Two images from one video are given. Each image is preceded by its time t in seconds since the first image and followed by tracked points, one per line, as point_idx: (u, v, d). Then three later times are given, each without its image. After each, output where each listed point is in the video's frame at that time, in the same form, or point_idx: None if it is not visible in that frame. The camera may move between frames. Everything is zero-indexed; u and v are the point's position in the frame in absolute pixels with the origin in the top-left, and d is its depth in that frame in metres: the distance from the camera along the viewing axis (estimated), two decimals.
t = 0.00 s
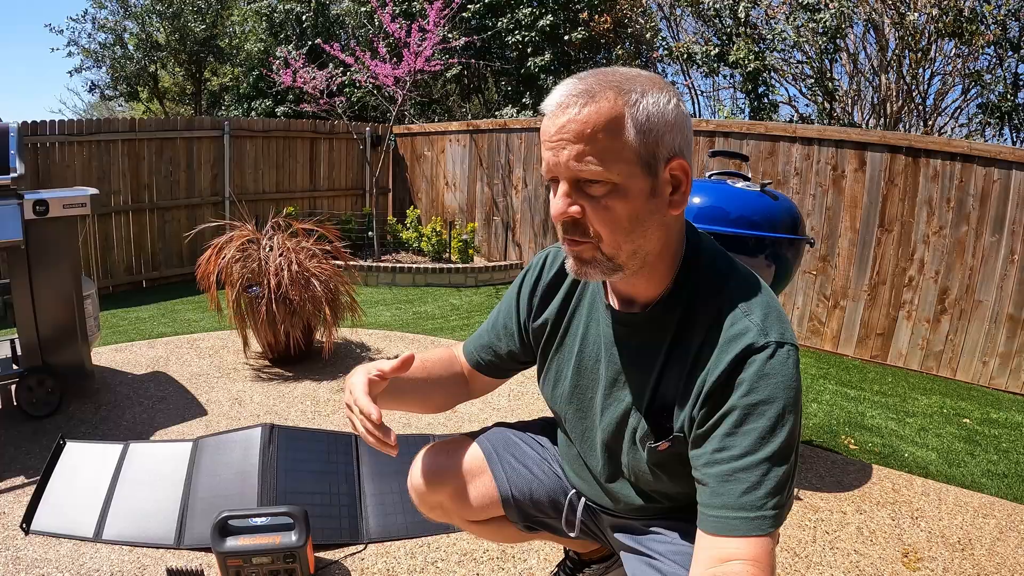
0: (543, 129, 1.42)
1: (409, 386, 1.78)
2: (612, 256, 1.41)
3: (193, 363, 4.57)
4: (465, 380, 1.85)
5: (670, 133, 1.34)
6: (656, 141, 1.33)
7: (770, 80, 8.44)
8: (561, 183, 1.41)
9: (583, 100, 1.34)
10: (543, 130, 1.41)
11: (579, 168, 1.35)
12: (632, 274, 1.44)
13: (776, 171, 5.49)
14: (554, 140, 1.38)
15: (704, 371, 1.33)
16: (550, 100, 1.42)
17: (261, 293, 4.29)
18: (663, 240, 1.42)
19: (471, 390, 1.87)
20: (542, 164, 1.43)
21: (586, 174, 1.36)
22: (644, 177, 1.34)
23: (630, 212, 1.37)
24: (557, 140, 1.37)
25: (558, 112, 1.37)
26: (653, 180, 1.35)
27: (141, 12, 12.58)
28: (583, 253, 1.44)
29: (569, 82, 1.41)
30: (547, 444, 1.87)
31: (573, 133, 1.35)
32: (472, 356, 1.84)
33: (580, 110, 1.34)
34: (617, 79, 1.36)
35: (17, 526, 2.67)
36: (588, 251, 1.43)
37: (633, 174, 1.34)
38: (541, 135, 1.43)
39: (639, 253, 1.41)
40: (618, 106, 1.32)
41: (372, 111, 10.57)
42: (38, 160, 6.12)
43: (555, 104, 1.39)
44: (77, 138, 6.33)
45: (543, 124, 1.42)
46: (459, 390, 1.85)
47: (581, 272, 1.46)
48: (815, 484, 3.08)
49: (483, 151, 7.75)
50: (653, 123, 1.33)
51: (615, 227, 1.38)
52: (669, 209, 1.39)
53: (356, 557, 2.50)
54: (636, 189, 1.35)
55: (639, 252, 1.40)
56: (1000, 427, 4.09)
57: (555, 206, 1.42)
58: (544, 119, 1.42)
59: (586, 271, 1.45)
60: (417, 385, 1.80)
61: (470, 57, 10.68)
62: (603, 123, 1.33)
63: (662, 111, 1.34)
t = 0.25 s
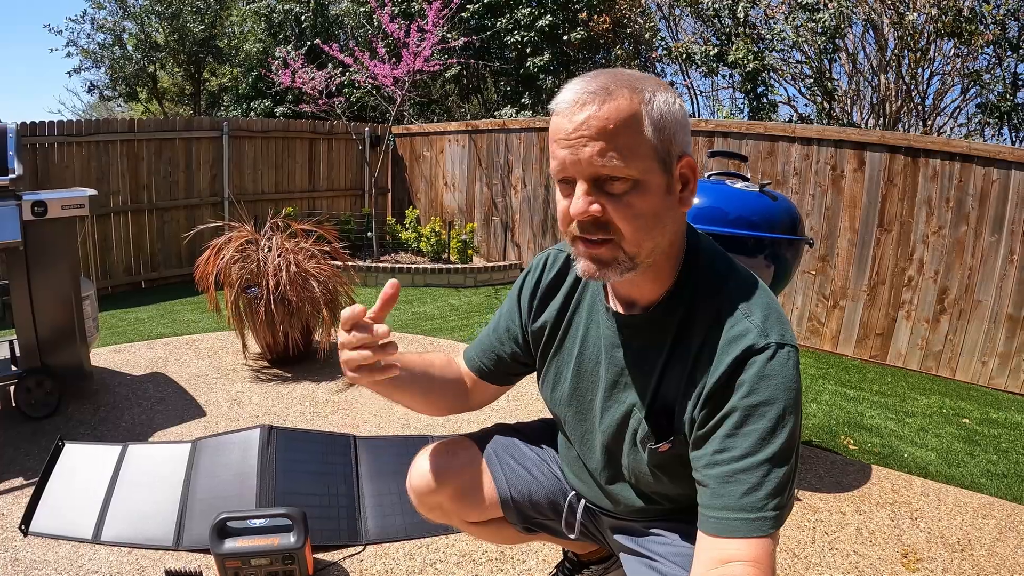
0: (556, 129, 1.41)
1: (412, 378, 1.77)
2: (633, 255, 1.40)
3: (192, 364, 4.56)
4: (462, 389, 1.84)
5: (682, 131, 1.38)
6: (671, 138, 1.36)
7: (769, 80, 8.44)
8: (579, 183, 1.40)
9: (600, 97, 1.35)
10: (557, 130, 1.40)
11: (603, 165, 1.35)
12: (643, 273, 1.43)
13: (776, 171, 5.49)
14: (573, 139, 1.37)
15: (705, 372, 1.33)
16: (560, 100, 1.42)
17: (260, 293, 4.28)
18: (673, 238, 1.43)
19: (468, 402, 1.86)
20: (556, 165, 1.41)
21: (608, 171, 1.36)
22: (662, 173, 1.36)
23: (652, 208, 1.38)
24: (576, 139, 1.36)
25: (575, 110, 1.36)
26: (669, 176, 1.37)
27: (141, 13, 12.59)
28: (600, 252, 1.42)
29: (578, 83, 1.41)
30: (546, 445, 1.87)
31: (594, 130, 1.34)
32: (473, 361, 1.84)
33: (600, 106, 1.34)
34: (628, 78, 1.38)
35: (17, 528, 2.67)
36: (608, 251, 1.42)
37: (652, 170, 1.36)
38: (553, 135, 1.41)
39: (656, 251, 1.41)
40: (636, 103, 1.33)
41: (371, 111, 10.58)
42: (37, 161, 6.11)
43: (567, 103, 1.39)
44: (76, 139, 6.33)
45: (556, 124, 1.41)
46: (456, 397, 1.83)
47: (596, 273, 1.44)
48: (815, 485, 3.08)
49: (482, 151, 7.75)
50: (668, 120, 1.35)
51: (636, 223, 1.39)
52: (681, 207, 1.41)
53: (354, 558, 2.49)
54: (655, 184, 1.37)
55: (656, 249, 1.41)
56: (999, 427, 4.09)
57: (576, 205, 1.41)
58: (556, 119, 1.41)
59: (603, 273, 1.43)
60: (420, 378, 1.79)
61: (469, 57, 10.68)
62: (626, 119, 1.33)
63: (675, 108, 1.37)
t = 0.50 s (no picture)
0: (582, 121, 1.40)
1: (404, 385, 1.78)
2: (657, 250, 1.38)
3: (191, 365, 4.56)
4: (460, 394, 1.85)
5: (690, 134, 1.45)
6: (686, 140, 1.42)
7: (768, 80, 8.44)
8: (606, 176, 1.39)
9: (628, 91, 1.38)
10: (581, 122, 1.40)
11: (634, 155, 1.36)
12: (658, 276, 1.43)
13: (775, 171, 5.48)
14: (601, 129, 1.38)
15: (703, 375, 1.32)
16: (583, 95, 1.42)
17: (258, 295, 4.28)
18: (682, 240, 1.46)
19: (467, 406, 1.86)
20: (581, 156, 1.40)
21: (640, 162, 1.37)
22: (682, 169, 1.41)
23: (675, 203, 1.40)
24: (608, 128, 1.36)
25: (605, 102, 1.38)
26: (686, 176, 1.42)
27: (139, 13, 12.59)
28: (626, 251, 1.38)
29: (595, 81, 1.44)
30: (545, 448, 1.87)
31: (628, 119, 1.36)
32: (473, 365, 1.84)
33: (631, 97, 1.37)
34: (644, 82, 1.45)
35: (15, 530, 2.67)
36: (634, 248, 1.38)
37: (675, 165, 1.40)
38: (576, 128, 1.41)
39: (674, 251, 1.42)
40: (660, 99, 1.39)
41: (370, 112, 10.60)
42: (36, 162, 6.11)
43: (594, 95, 1.40)
44: (75, 140, 6.33)
45: (579, 117, 1.40)
46: (455, 402, 1.84)
47: (620, 274, 1.40)
48: (813, 486, 3.08)
49: (481, 152, 7.75)
50: (682, 123, 1.43)
51: (663, 217, 1.39)
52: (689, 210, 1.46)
53: (352, 560, 2.49)
54: (677, 179, 1.40)
55: (676, 246, 1.41)
56: (998, 427, 4.09)
57: (608, 198, 1.37)
58: (581, 113, 1.41)
59: (628, 271, 1.39)
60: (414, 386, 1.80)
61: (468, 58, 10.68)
62: (653, 113, 1.37)
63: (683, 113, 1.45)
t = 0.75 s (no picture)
0: (584, 125, 1.39)
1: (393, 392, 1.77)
2: (659, 254, 1.40)
3: (190, 365, 4.56)
4: (456, 395, 1.85)
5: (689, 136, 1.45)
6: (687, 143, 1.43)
7: (766, 80, 8.44)
8: (609, 180, 1.39)
9: (631, 95, 1.38)
10: (583, 125, 1.39)
11: (636, 160, 1.36)
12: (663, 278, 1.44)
13: (773, 172, 5.49)
14: (604, 134, 1.37)
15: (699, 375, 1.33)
16: (585, 98, 1.42)
17: (257, 295, 4.28)
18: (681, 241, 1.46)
19: (464, 406, 1.87)
20: (584, 160, 1.39)
21: (642, 166, 1.37)
22: (683, 172, 1.42)
23: (676, 208, 1.40)
24: (612, 132, 1.36)
25: (607, 106, 1.37)
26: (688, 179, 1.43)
27: (138, 14, 12.60)
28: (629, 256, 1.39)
29: (596, 83, 1.44)
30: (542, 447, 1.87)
31: (633, 122, 1.36)
32: (473, 363, 1.84)
33: (634, 102, 1.37)
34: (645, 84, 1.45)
35: (14, 530, 2.67)
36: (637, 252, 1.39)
37: (677, 169, 1.40)
38: (578, 131, 1.40)
39: (675, 253, 1.43)
40: (660, 103, 1.39)
41: (369, 112, 10.60)
42: (35, 162, 6.10)
43: (596, 99, 1.40)
44: (74, 140, 6.32)
45: (581, 121, 1.40)
46: (450, 404, 1.85)
47: (623, 279, 1.41)
48: (811, 486, 3.08)
49: (480, 152, 7.75)
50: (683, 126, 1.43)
51: (666, 222, 1.39)
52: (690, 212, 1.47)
53: (351, 560, 2.50)
54: (678, 183, 1.41)
55: (676, 249, 1.42)
56: (996, 427, 4.09)
57: (611, 203, 1.37)
58: (582, 116, 1.40)
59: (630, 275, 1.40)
60: (405, 392, 1.80)
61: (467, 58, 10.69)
62: (655, 117, 1.38)
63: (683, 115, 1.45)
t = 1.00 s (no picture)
0: (581, 129, 1.38)
1: (392, 422, 1.80)
2: (653, 258, 1.40)
3: (188, 365, 4.56)
4: (458, 402, 1.85)
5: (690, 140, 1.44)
6: (686, 146, 1.41)
7: (765, 81, 8.45)
8: (604, 186, 1.39)
9: (630, 99, 1.36)
10: (579, 130, 1.39)
11: (631, 167, 1.36)
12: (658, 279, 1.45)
13: (772, 172, 5.49)
14: (599, 139, 1.37)
15: (697, 374, 1.33)
16: (583, 100, 1.40)
17: (255, 295, 4.28)
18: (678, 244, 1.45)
19: (466, 411, 1.87)
20: (579, 165, 1.39)
21: (638, 172, 1.36)
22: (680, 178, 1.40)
23: (671, 214, 1.40)
24: (608, 139, 1.36)
25: (605, 110, 1.36)
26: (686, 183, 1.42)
27: (137, 14, 12.60)
28: (621, 259, 1.40)
29: (596, 85, 1.42)
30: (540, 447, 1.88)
31: (630, 129, 1.34)
32: (474, 366, 1.83)
33: (632, 107, 1.35)
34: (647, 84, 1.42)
35: (12, 529, 2.67)
36: (629, 256, 1.40)
37: (673, 175, 1.39)
38: (575, 135, 1.40)
39: (670, 255, 1.43)
40: (659, 108, 1.37)
41: (368, 112, 10.62)
42: (34, 162, 6.10)
43: (594, 102, 1.38)
44: (73, 140, 6.32)
45: (577, 124, 1.39)
46: (452, 411, 1.85)
47: (613, 280, 1.42)
48: (810, 485, 3.09)
49: (479, 152, 7.76)
50: (683, 128, 1.41)
51: (659, 228, 1.39)
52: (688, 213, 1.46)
53: (349, 560, 2.50)
54: (675, 189, 1.40)
55: (670, 253, 1.42)
56: (995, 427, 4.10)
57: (604, 209, 1.38)
58: (579, 119, 1.39)
59: (621, 278, 1.41)
60: (403, 415, 1.81)
61: (466, 58, 10.69)
62: (652, 122, 1.36)
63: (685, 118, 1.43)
